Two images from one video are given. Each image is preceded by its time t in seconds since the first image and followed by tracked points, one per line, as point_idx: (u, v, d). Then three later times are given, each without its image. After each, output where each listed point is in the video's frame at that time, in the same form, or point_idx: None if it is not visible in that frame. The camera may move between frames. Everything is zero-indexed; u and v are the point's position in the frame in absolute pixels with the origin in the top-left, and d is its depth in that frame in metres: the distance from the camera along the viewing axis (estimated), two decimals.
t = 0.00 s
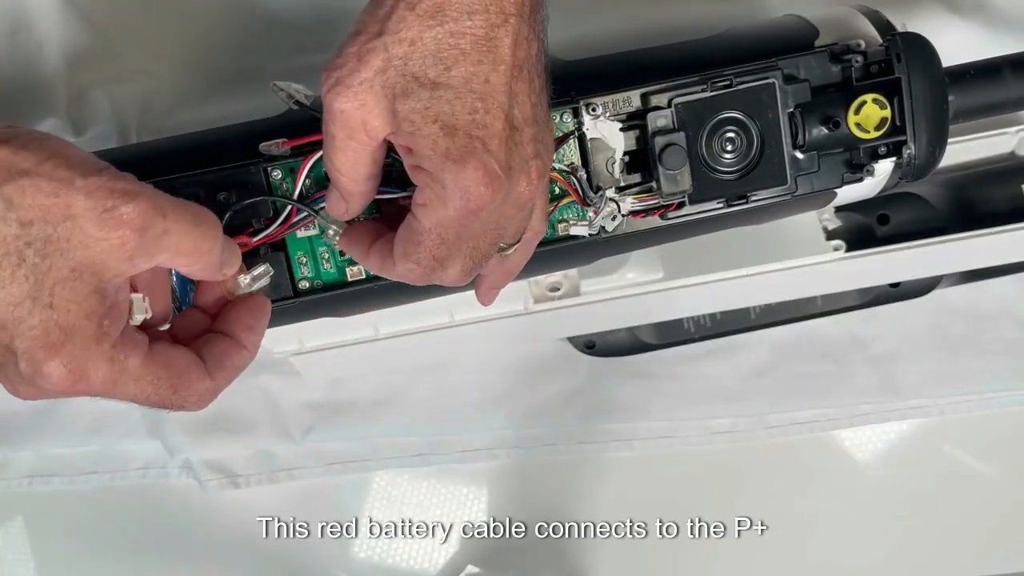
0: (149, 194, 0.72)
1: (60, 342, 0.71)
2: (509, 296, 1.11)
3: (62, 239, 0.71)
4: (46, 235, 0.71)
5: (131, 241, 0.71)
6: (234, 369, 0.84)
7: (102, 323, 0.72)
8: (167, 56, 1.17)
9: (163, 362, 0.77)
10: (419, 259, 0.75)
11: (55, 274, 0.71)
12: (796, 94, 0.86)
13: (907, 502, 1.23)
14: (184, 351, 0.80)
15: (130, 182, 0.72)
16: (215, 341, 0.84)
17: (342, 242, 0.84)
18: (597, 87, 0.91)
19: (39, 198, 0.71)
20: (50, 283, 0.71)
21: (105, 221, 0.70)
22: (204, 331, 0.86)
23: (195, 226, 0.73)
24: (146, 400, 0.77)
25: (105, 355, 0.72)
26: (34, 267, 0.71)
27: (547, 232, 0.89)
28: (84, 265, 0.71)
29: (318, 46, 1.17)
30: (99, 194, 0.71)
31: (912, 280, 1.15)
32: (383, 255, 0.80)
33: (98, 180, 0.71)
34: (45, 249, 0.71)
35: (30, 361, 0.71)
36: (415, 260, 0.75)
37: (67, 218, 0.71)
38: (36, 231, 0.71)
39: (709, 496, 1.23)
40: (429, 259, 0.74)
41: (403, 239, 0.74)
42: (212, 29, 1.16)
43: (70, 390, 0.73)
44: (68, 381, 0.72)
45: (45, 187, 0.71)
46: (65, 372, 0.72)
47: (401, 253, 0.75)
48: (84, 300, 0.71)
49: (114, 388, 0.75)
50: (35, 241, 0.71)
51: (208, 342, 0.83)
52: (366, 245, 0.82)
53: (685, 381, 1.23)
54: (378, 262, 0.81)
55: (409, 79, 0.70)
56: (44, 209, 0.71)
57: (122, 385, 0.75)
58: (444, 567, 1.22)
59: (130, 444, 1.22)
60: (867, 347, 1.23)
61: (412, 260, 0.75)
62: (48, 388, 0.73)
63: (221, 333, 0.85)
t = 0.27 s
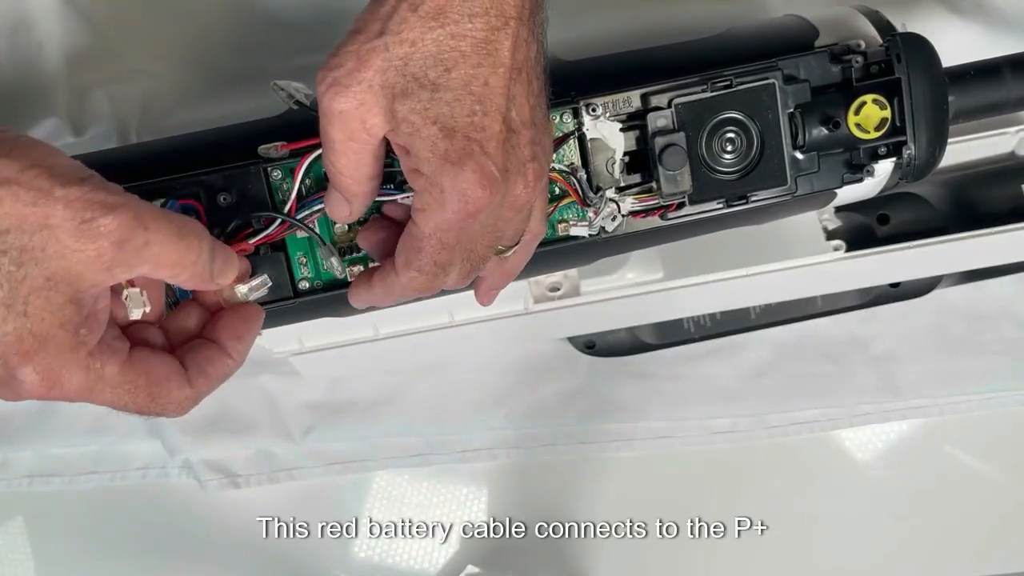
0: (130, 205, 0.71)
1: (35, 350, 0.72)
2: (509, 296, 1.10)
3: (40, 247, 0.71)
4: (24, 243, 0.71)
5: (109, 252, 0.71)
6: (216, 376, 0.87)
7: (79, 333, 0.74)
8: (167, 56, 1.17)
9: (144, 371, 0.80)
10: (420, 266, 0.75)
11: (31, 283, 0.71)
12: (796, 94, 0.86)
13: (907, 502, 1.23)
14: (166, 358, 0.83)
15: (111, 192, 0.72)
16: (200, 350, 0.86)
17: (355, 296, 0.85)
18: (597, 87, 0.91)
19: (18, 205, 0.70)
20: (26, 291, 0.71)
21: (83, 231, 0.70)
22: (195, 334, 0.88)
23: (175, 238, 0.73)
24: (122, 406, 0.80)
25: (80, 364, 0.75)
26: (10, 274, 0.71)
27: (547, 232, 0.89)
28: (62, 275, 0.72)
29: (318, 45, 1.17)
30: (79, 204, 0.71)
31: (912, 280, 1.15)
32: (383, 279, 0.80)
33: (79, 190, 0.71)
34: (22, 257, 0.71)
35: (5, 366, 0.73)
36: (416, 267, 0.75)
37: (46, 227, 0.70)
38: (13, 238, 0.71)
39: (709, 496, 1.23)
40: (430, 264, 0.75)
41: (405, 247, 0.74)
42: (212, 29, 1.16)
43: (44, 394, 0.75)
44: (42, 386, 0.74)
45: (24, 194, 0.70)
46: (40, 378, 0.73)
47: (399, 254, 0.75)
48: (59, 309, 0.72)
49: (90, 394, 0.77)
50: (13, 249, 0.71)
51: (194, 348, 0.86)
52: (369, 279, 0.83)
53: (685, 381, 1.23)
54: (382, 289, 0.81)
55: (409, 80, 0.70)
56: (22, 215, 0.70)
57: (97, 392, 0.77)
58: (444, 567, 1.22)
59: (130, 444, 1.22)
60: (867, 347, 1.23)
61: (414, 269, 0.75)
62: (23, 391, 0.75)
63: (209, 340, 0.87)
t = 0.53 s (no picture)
0: (139, 205, 0.71)
1: (43, 349, 0.72)
2: (509, 296, 1.10)
3: (49, 245, 0.71)
4: (33, 239, 0.71)
5: (119, 250, 0.71)
6: (220, 382, 0.86)
7: (86, 331, 0.73)
8: (167, 55, 1.17)
9: (151, 372, 0.80)
10: (403, 276, 0.75)
11: (40, 280, 0.71)
12: (797, 94, 0.86)
13: (907, 502, 1.23)
14: (174, 360, 0.83)
15: (123, 191, 0.72)
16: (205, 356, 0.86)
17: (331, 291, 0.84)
18: (597, 88, 0.91)
19: (29, 202, 0.70)
20: (35, 289, 0.71)
21: (94, 229, 0.70)
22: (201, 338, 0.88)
23: (181, 238, 0.72)
24: (126, 407, 0.79)
25: (86, 363, 0.74)
26: (20, 270, 0.71)
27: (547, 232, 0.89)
28: (71, 272, 0.71)
29: (317, 46, 1.17)
30: (90, 202, 0.70)
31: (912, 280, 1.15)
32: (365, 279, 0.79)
33: (90, 189, 0.71)
34: (32, 254, 0.71)
35: (11, 364, 0.72)
36: (398, 277, 0.75)
37: (57, 224, 0.70)
38: (24, 235, 0.71)
39: (709, 496, 1.23)
40: (413, 276, 0.75)
41: (387, 259, 0.74)
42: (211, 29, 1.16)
43: (48, 394, 0.74)
44: (47, 386, 0.73)
45: (36, 192, 0.70)
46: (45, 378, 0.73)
47: (387, 274, 0.75)
48: (66, 307, 0.72)
49: (94, 395, 0.76)
50: (24, 245, 0.71)
51: (201, 353, 0.86)
52: (347, 277, 0.81)
53: (685, 381, 1.23)
54: (363, 290, 0.80)
55: (395, 111, 0.69)
56: (34, 212, 0.70)
57: (101, 392, 0.76)
58: (445, 567, 1.22)
59: (130, 443, 1.22)
60: (867, 347, 1.23)
61: (395, 278, 0.75)
62: (26, 391, 0.74)
63: (214, 345, 0.87)
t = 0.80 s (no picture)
0: (168, 202, 0.70)
1: (62, 342, 0.70)
2: (510, 296, 1.10)
3: (77, 239, 0.69)
4: (62, 232, 0.69)
5: (147, 247, 0.70)
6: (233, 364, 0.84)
7: (107, 324, 0.72)
8: (166, 56, 1.17)
9: (165, 359, 0.77)
10: (427, 271, 0.75)
11: (66, 273, 0.70)
12: (797, 94, 0.86)
13: (907, 502, 1.23)
14: (182, 346, 0.80)
15: (150, 187, 0.71)
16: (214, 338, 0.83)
17: (338, 273, 0.83)
18: (597, 88, 0.91)
19: (61, 196, 0.69)
20: (60, 282, 0.70)
21: (122, 224, 0.69)
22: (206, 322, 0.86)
23: (206, 237, 0.71)
24: (145, 399, 0.77)
25: (105, 357, 0.72)
26: (46, 263, 0.69)
27: (547, 232, 0.89)
28: (98, 267, 0.70)
29: (317, 45, 1.17)
30: (119, 197, 0.69)
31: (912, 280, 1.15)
32: (383, 270, 0.79)
33: (121, 182, 0.70)
34: (60, 247, 0.69)
35: (31, 359, 0.70)
36: (421, 271, 0.75)
37: (86, 218, 0.69)
38: (54, 228, 0.69)
39: (709, 496, 1.23)
40: (438, 270, 0.75)
41: (411, 253, 0.74)
42: (211, 29, 1.16)
43: (68, 389, 0.72)
44: (67, 381, 0.72)
45: (68, 186, 0.69)
46: (65, 372, 0.71)
47: (411, 269, 0.75)
48: (89, 301, 0.70)
49: (114, 387, 0.74)
50: (52, 238, 0.69)
51: (207, 335, 0.83)
52: (364, 267, 0.81)
53: (685, 381, 1.23)
54: (379, 281, 0.80)
55: (412, 109, 0.69)
56: (64, 206, 0.69)
57: (119, 385, 0.74)
58: (444, 567, 1.22)
59: (130, 444, 1.22)
60: (867, 347, 1.23)
61: (418, 273, 0.75)
62: (46, 386, 0.72)
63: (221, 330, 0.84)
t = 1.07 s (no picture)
0: (224, 205, 0.73)
1: (156, 350, 0.68)
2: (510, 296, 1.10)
3: (157, 251, 0.69)
4: (140, 245, 0.68)
5: (222, 252, 0.72)
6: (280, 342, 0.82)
7: (187, 328, 0.70)
8: (165, 56, 1.17)
9: (235, 348, 0.76)
10: (430, 248, 0.73)
11: (152, 284, 0.68)
12: (796, 94, 0.86)
13: (907, 502, 1.23)
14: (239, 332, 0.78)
15: (205, 192, 0.73)
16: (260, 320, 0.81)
17: (349, 261, 0.83)
18: (597, 87, 0.91)
19: (133, 211, 0.68)
20: (147, 293, 0.68)
21: (203, 232, 0.70)
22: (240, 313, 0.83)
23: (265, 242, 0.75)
24: (223, 392, 0.76)
25: (192, 358, 0.71)
26: (131, 277, 0.67)
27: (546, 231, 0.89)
28: (178, 275, 0.70)
29: (317, 45, 1.17)
30: (188, 204, 0.70)
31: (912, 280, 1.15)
32: (389, 251, 0.78)
33: (186, 194, 0.71)
34: (142, 260, 0.68)
35: (124, 373, 0.68)
36: (425, 249, 0.74)
37: (166, 230, 0.69)
38: (134, 242, 0.68)
39: (709, 497, 1.23)
40: (440, 246, 0.73)
41: (414, 230, 0.73)
42: (210, 29, 1.16)
43: (155, 400, 0.70)
44: (159, 390, 0.69)
45: (139, 202, 0.69)
46: (159, 381, 0.69)
47: (415, 247, 0.74)
48: (178, 309, 0.69)
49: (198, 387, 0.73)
50: (134, 252, 0.68)
51: (252, 320, 0.81)
52: (371, 249, 0.80)
53: (685, 381, 1.23)
54: (386, 262, 0.79)
55: (400, 79, 0.68)
56: (138, 220, 0.68)
57: (202, 386, 0.73)
58: (444, 567, 1.22)
59: (130, 443, 1.22)
60: (867, 347, 1.23)
61: (422, 250, 0.74)
62: (133, 399, 0.69)
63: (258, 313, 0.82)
